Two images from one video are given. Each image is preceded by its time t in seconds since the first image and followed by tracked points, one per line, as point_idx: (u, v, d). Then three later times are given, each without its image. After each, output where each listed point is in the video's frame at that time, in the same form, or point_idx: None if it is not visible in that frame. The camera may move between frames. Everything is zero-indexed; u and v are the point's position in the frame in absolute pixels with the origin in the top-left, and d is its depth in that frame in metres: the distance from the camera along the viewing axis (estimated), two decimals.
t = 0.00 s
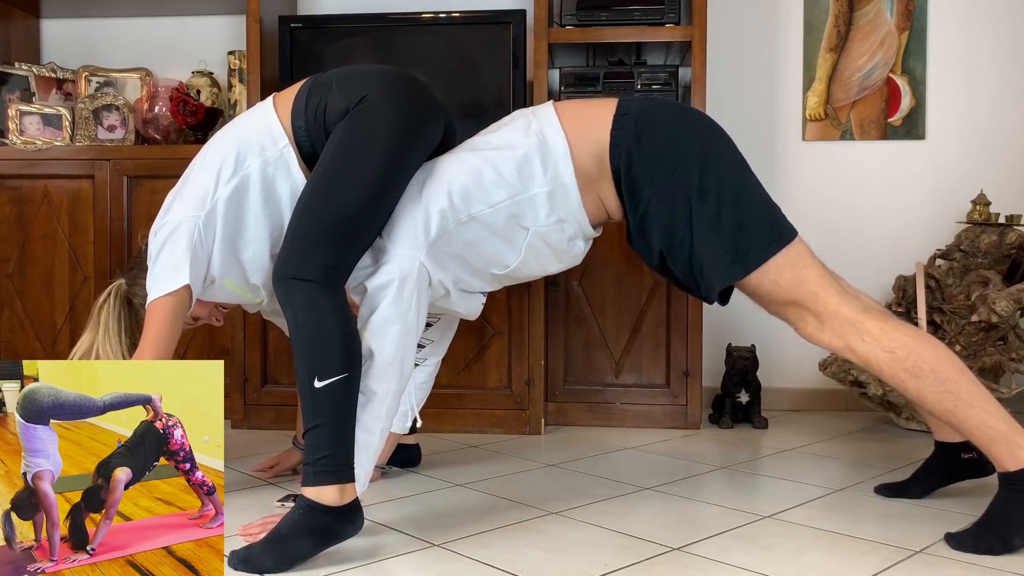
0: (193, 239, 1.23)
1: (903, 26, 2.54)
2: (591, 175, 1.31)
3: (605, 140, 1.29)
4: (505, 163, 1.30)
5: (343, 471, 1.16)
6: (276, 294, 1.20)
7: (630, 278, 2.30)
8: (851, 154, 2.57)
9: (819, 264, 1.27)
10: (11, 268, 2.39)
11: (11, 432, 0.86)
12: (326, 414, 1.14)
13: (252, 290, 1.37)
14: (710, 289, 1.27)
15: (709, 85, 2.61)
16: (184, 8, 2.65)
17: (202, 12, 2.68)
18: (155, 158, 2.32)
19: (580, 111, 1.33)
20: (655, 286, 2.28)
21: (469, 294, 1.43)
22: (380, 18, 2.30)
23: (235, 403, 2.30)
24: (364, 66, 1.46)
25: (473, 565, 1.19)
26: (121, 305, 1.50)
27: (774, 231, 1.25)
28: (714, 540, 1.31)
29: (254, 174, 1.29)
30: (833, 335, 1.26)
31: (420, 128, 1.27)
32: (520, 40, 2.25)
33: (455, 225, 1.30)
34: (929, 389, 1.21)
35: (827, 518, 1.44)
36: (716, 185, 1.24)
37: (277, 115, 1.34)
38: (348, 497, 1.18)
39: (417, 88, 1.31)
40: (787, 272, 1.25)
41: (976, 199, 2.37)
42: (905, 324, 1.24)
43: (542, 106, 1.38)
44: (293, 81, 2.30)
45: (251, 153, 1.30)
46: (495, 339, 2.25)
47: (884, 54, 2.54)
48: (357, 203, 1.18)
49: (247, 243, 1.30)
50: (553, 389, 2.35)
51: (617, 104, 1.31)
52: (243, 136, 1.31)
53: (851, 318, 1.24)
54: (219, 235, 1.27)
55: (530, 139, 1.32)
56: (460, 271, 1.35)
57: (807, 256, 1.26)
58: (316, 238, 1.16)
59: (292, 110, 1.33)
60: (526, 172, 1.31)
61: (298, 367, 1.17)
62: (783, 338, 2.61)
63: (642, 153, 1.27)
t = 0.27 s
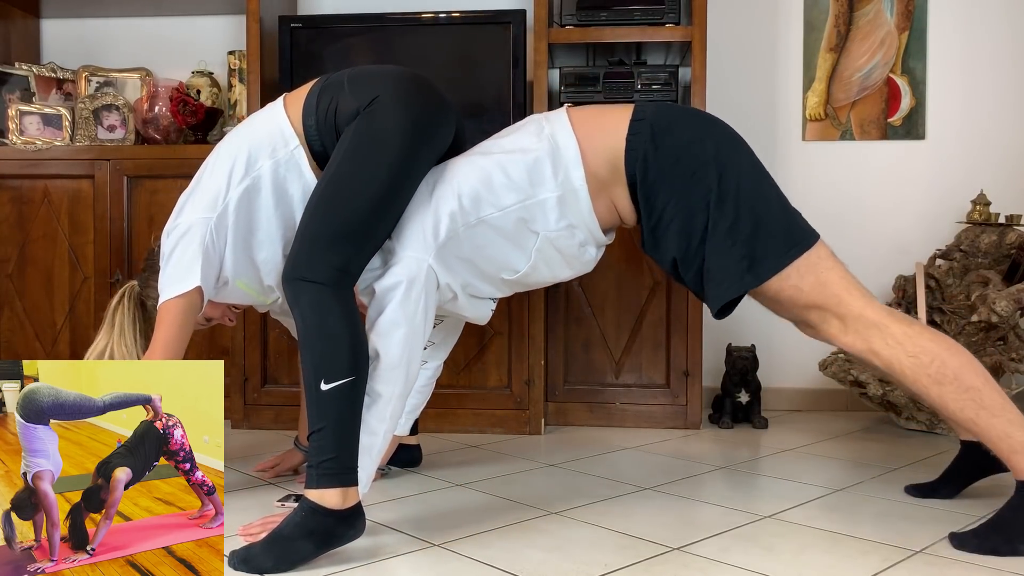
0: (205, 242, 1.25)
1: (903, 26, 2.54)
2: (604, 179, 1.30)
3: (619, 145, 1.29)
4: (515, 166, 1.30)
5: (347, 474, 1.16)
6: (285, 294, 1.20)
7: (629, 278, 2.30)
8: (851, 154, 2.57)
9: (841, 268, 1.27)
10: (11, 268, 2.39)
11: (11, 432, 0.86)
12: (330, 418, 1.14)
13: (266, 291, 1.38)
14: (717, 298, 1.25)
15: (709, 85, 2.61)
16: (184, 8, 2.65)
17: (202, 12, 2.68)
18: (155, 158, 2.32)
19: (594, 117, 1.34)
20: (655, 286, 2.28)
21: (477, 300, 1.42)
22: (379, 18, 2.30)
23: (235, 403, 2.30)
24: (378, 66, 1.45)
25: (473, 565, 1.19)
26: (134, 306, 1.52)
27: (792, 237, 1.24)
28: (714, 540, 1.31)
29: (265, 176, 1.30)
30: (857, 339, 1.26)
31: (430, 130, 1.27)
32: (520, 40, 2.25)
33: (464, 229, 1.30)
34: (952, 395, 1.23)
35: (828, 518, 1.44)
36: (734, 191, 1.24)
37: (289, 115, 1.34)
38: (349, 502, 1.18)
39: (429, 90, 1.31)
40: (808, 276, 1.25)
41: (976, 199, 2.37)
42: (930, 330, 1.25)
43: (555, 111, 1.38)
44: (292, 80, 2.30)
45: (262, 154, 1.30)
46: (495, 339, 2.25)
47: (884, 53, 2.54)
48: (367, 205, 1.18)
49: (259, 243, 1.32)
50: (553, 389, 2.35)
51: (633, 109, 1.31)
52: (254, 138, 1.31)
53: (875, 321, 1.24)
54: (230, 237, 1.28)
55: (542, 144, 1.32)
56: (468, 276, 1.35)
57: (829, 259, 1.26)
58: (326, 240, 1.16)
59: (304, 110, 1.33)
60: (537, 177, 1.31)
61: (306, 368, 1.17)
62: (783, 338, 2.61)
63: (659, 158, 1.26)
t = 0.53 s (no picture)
0: (215, 243, 1.24)
1: (903, 26, 2.54)
2: (605, 179, 1.31)
3: (619, 144, 1.29)
4: (517, 166, 1.31)
5: (350, 475, 1.16)
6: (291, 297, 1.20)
7: (629, 278, 2.30)
8: (852, 153, 2.57)
9: (840, 267, 1.27)
10: (11, 268, 2.39)
11: (11, 432, 0.86)
12: (334, 419, 1.14)
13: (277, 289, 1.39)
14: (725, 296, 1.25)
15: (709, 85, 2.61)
16: (184, 8, 2.65)
17: (202, 12, 2.68)
18: (155, 158, 2.32)
19: (593, 117, 1.34)
20: (655, 286, 2.28)
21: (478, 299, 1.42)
22: (379, 18, 2.30)
23: (235, 403, 2.30)
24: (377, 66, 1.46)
25: (473, 565, 1.19)
26: (142, 311, 1.48)
27: (794, 232, 1.24)
28: (714, 541, 1.31)
29: (267, 177, 1.29)
30: (855, 338, 1.27)
31: (429, 129, 1.27)
32: (520, 40, 2.25)
33: (465, 228, 1.30)
34: (950, 393, 1.23)
35: (827, 518, 1.44)
36: (734, 189, 1.23)
37: (289, 117, 1.34)
38: (351, 503, 1.17)
39: (427, 89, 1.31)
40: (809, 274, 1.25)
41: (976, 199, 2.37)
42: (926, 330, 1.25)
43: (555, 111, 1.39)
44: (292, 80, 2.30)
45: (263, 156, 1.30)
46: (495, 339, 2.25)
47: (884, 54, 2.54)
48: (369, 206, 1.18)
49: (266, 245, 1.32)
50: (553, 389, 2.35)
51: (633, 110, 1.31)
52: (256, 139, 1.30)
53: (872, 321, 1.25)
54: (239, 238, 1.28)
55: (543, 143, 1.32)
56: (469, 275, 1.35)
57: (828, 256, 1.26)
58: (329, 242, 1.17)
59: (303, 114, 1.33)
60: (538, 176, 1.31)
61: (309, 370, 1.17)
62: (783, 338, 2.61)
63: (658, 159, 1.26)
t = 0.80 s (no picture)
0: (229, 250, 1.25)
1: (903, 26, 2.54)
2: (603, 179, 1.31)
3: (617, 144, 1.29)
4: (513, 165, 1.30)
5: (349, 473, 1.16)
6: (289, 297, 1.20)
7: (629, 278, 2.30)
8: (851, 153, 2.57)
9: (841, 264, 1.27)
10: (11, 268, 2.39)
11: (11, 432, 0.86)
12: (332, 417, 1.14)
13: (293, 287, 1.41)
14: (723, 296, 1.26)
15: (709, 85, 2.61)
16: (184, 8, 2.65)
17: (202, 12, 2.68)
18: (155, 157, 2.32)
19: (591, 116, 1.34)
20: (655, 286, 2.29)
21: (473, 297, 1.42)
22: (379, 18, 2.30)
23: (235, 403, 2.30)
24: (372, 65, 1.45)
25: (473, 565, 1.19)
26: (149, 317, 1.52)
27: (793, 231, 1.24)
28: (714, 540, 1.31)
29: (267, 184, 1.30)
30: (858, 336, 1.27)
31: (424, 128, 1.27)
32: (520, 40, 2.25)
33: (460, 227, 1.30)
34: (954, 389, 1.23)
35: (828, 518, 1.44)
36: (733, 189, 1.23)
37: (283, 119, 1.34)
38: (349, 501, 1.17)
39: (421, 87, 1.30)
40: (809, 272, 1.25)
41: (976, 199, 2.37)
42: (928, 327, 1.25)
43: (553, 109, 1.38)
44: (292, 81, 2.30)
45: (263, 162, 1.30)
46: (495, 339, 2.25)
47: (884, 54, 2.54)
48: (366, 205, 1.18)
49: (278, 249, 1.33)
50: (553, 389, 2.35)
51: (631, 111, 1.31)
52: (253, 147, 1.31)
53: (875, 318, 1.25)
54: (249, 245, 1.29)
55: (539, 142, 1.31)
56: (465, 273, 1.35)
57: (828, 255, 1.26)
58: (326, 240, 1.17)
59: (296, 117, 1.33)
60: (534, 175, 1.30)
61: (307, 370, 1.16)
62: (783, 338, 2.61)
63: (657, 159, 1.26)
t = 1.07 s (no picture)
0: (235, 257, 1.25)
1: (903, 26, 2.54)
2: (604, 180, 1.31)
3: (617, 145, 1.29)
4: (514, 166, 1.30)
5: (349, 474, 1.16)
6: (290, 298, 1.20)
7: (629, 278, 2.30)
8: (851, 154, 2.58)
9: (839, 269, 1.27)
10: (11, 268, 2.39)
11: (11, 432, 0.86)
12: (332, 417, 1.14)
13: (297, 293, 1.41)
14: (723, 298, 1.25)
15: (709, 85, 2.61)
16: (184, 8, 2.65)
17: (202, 12, 2.68)
18: (155, 157, 2.32)
19: (592, 118, 1.34)
20: (655, 286, 2.29)
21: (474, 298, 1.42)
22: (379, 18, 2.30)
23: (235, 403, 2.30)
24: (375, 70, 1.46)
25: (473, 566, 1.19)
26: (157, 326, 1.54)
27: (793, 233, 1.24)
28: (714, 540, 1.31)
29: (271, 189, 1.30)
30: (854, 341, 1.26)
31: (427, 130, 1.27)
32: (520, 40, 2.25)
33: (461, 228, 1.30)
34: (951, 394, 1.23)
35: (827, 518, 1.44)
36: (732, 191, 1.23)
37: (286, 125, 1.35)
38: (350, 502, 1.17)
39: (423, 90, 1.31)
40: (806, 277, 1.25)
41: (977, 199, 2.37)
42: (927, 331, 1.25)
43: (553, 112, 1.39)
44: (292, 81, 2.30)
45: (267, 168, 1.31)
46: (495, 339, 2.25)
47: (884, 53, 2.54)
48: (368, 207, 1.18)
49: (284, 254, 1.33)
50: (553, 389, 2.35)
51: (631, 111, 1.30)
52: (257, 153, 1.32)
53: (871, 323, 1.25)
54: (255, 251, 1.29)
55: (540, 145, 1.32)
56: (465, 273, 1.35)
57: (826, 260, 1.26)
58: (329, 242, 1.17)
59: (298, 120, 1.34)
60: (535, 177, 1.31)
61: (308, 371, 1.16)
62: (784, 338, 2.61)
63: (656, 160, 1.26)
